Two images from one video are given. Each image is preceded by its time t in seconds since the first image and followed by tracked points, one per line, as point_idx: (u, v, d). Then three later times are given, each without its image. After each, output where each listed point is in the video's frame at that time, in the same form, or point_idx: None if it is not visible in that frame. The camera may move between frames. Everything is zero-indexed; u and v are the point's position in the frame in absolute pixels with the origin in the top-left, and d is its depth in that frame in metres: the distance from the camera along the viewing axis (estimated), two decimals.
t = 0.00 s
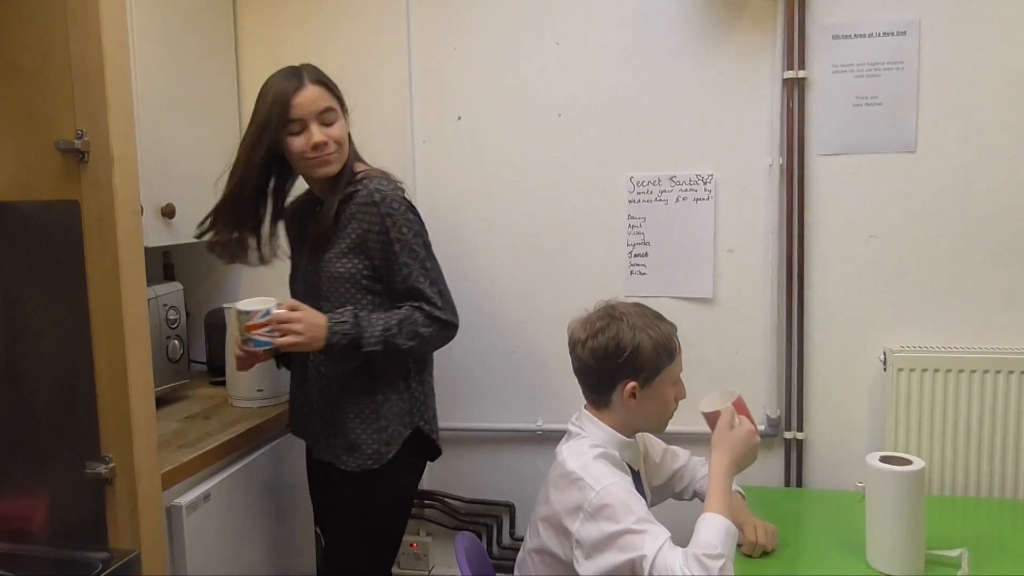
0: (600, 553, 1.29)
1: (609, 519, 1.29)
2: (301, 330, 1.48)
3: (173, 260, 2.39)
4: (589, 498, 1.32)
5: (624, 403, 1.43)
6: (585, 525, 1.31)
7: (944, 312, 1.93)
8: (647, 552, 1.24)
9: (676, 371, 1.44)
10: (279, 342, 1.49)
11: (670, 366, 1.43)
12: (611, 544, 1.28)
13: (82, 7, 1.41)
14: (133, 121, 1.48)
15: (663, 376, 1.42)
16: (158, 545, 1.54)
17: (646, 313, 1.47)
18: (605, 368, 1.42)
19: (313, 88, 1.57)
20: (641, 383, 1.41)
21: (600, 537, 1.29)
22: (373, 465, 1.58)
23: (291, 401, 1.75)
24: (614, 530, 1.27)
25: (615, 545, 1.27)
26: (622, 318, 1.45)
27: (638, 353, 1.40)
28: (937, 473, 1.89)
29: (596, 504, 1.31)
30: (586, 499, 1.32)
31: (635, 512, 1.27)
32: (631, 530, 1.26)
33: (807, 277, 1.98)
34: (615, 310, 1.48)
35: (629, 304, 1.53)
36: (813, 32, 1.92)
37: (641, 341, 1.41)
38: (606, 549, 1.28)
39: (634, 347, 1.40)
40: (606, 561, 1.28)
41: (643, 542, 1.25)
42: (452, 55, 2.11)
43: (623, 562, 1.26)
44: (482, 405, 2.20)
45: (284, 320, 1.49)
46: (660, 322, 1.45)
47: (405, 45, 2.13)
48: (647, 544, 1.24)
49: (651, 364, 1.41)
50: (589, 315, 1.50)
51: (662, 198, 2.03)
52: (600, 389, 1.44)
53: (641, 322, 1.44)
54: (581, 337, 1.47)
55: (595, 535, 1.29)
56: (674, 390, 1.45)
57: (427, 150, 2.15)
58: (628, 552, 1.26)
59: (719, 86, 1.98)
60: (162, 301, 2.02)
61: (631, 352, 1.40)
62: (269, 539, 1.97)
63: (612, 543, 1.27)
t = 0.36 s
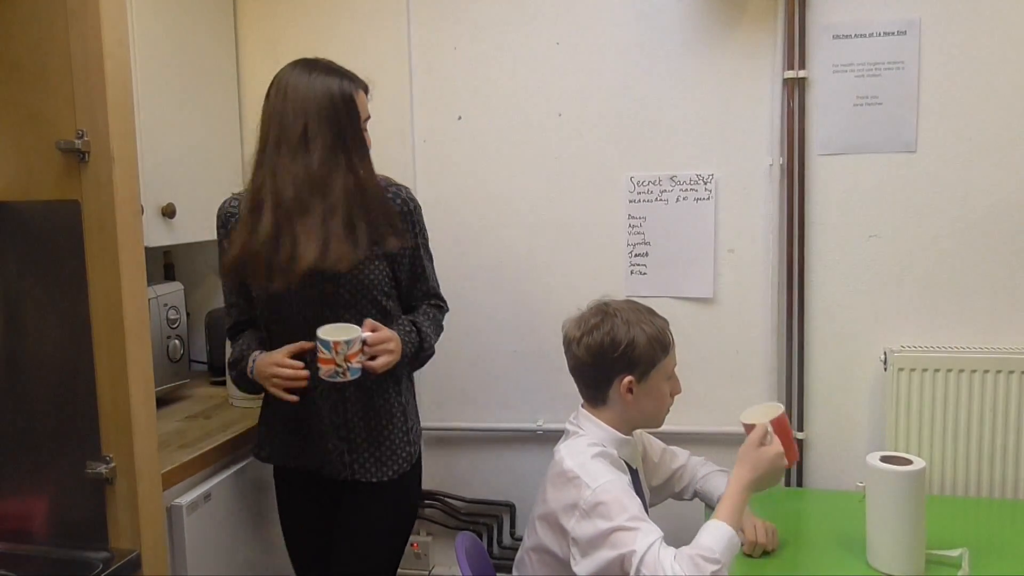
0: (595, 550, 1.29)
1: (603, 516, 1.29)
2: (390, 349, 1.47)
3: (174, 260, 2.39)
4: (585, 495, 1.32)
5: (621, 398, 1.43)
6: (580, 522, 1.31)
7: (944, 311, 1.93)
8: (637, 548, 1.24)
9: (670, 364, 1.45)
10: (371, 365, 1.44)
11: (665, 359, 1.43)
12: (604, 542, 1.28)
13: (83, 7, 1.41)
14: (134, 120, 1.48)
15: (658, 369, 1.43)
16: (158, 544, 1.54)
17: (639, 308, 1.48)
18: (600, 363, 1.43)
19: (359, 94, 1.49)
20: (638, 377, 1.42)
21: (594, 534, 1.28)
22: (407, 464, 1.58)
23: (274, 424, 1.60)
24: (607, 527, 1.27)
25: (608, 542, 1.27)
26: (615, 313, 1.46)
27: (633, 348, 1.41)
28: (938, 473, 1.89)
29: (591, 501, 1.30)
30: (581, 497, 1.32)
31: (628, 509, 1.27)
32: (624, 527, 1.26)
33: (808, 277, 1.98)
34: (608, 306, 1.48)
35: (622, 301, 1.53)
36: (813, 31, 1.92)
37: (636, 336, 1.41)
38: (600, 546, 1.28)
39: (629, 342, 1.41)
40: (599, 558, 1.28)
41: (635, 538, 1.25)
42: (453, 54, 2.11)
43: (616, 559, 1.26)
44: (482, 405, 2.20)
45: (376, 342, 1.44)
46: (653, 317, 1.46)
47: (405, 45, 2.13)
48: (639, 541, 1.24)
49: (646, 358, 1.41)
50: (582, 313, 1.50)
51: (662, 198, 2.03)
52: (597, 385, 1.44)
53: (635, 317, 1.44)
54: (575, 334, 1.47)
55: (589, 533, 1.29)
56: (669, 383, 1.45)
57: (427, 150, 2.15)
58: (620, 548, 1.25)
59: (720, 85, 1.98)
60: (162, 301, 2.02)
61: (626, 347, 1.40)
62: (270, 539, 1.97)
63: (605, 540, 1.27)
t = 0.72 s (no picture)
0: (590, 553, 1.28)
1: (599, 520, 1.28)
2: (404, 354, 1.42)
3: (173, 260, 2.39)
4: (583, 498, 1.32)
5: (625, 395, 1.43)
6: (577, 525, 1.31)
7: (944, 311, 1.93)
8: (629, 553, 1.22)
9: (672, 360, 1.45)
10: (383, 370, 1.39)
11: (667, 356, 1.44)
12: (597, 545, 1.27)
13: (83, 7, 1.41)
14: (134, 121, 1.48)
15: (661, 366, 1.43)
16: (158, 544, 1.54)
17: (639, 306, 1.48)
18: (603, 361, 1.42)
19: (310, 77, 1.36)
20: (641, 374, 1.42)
21: (590, 537, 1.28)
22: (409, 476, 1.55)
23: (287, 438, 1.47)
24: (602, 531, 1.27)
25: (602, 546, 1.26)
26: (617, 312, 1.46)
27: (636, 345, 1.41)
28: (939, 473, 1.89)
29: (589, 504, 1.30)
30: (579, 499, 1.32)
31: (625, 514, 1.27)
32: (618, 531, 1.25)
33: (808, 277, 1.98)
34: (609, 305, 1.48)
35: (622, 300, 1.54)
36: (814, 31, 1.92)
37: (639, 333, 1.41)
38: (594, 549, 1.28)
39: (631, 339, 1.41)
40: (593, 562, 1.28)
41: (628, 544, 1.24)
42: (453, 54, 2.11)
43: (608, 564, 1.25)
44: (482, 405, 2.20)
45: (391, 346, 1.40)
46: (654, 314, 1.46)
47: (406, 45, 2.13)
48: (632, 547, 1.23)
49: (650, 355, 1.41)
50: (583, 313, 1.50)
51: (663, 198, 2.03)
52: (600, 383, 1.44)
53: (636, 314, 1.45)
54: (577, 334, 1.47)
55: (585, 536, 1.29)
56: (671, 380, 1.46)
57: (428, 150, 2.15)
58: (612, 553, 1.25)
59: (720, 85, 1.98)
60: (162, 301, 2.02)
61: (629, 344, 1.41)
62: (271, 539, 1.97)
63: (599, 544, 1.27)
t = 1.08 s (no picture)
0: (592, 559, 1.28)
1: (603, 526, 1.28)
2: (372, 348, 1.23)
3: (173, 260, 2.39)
4: (588, 503, 1.32)
5: (641, 404, 1.44)
6: (581, 529, 1.31)
7: (944, 312, 1.93)
8: (632, 561, 1.22)
9: (684, 368, 1.48)
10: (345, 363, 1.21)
11: (683, 366, 1.47)
12: (600, 551, 1.27)
13: (84, 8, 1.41)
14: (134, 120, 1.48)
15: (676, 375, 1.46)
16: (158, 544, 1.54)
17: (653, 313, 1.50)
18: (623, 371, 1.43)
19: (260, 64, 1.27)
20: (659, 384, 1.44)
21: (592, 542, 1.28)
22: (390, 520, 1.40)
23: (259, 475, 1.32)
24: (604, 537, 1.26)
25: (604, 552, 1.26)
26: (635, 320, 1.47)
27: (657, 356, 1.42)
28: (939, 473, 1.89)
29: (593, 510, 1.30)
30: (584, 504, 1.32)
31: (629, 522, 1.27)
32: (621, 539, 1.25)
33: (809, 277, 1.98)
34: (625, 312, 1.49)
35: (632, 305, 1.54)
36: (814, 31, 1.92)
37: (659, 343, 1.43)
38: (596, 555, 1.28)
39: (653, 350, 1.42)
40: (594, 568, 1.28)
41: (631, 552, 1.23)
42: (453, 54, 2.11)
43: (609, 570, 1.24)
44: (482, 405, 2.20)
45: (352, 333, 1.21)
46: (668, 321, 1.48)
47: (406, 45, 2.13)
48: (635, 555, 1.22)
49: (668, 365, 1.43)
50: (600, 320, 1.50)
51: (663, 198, 2.03)
52: (616, 391, 1.44)
53: (656, 322, 1.46)
54: (595, 342, 1.47)
55: (588, 541, 1.29)
56: (681, 387, 1.49)
57: (428, 150, 2.15)
58: (613, 560, 1.24)
59: (720, 84, 1.98)
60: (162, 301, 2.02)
61: (651, 354, 1.42)
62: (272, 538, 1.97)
63: (601, 550, 1.27)
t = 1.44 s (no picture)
0: (592, 565, 1.29)
1: (604, 533, 1.28)
2: (252, 404, 0.87)
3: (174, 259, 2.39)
4: (590, 510, 1.32)
5: (653, 418, 1.44)
6: (582, 536, 1.32)
7: (945, 311, 1.93)
8: (632, 569, 1.21)
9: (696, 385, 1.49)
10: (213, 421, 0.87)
11: (697, 384, 1.48)
12: (600, 558, 1.27)
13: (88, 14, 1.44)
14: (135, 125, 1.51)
15: (690, 392, 1.47)
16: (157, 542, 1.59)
17: (671, 328, 1.50)
18: (639, 385, 1.43)
19: (147, 24, 0.92)
20: (672, 400, 1.45)
21: (593, 549, 1.28)
22: None
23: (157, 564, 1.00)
24: (604, 544, 1.26)
25: (603, 559, 1.26)
26: (654, 335, 1.47)
27: (675, 372, 1.43)
28: (939, 473, 1.89)
29: (595, 517, 1.30)
30: (586, 511, 1.32)
31: (631, 530, 1.26)
32: (620, 546, 1.25)
33: (809, 277, 1.98)
34: (643, 325, 1.49)
35: (647, 318, 1.55)
36: (814, 31, 1.92)
37: (679, 361, 1.43)
38: (597, 562, 1.28)
39: (671, 366, 1.43)
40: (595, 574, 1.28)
41: (631, 559, 1.23)
42: (453, 53, 2.11)
43: None
44: (483, 405, 2.20)
45: (221, 378, 0.86)
46: (686, 338, 1.49)
47: (406, 45, 2.13)
48: (635, 562, 1.22)
49: (685, 382, 1.44)
50: (618, 332, 1.49)
51: (663, 198, 2.03)
52: (629, 405, 1.44)
53: (675, 338, 1.47)
54: (613, 355, 1.46)
55: (588, 548, 1.29)
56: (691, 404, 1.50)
57: (428, 150, 2.15)
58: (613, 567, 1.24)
59: (720, 84, 1.98)
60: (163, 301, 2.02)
61: (670, 371, 1.42)
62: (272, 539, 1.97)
63: (601, 557, 1.27)
